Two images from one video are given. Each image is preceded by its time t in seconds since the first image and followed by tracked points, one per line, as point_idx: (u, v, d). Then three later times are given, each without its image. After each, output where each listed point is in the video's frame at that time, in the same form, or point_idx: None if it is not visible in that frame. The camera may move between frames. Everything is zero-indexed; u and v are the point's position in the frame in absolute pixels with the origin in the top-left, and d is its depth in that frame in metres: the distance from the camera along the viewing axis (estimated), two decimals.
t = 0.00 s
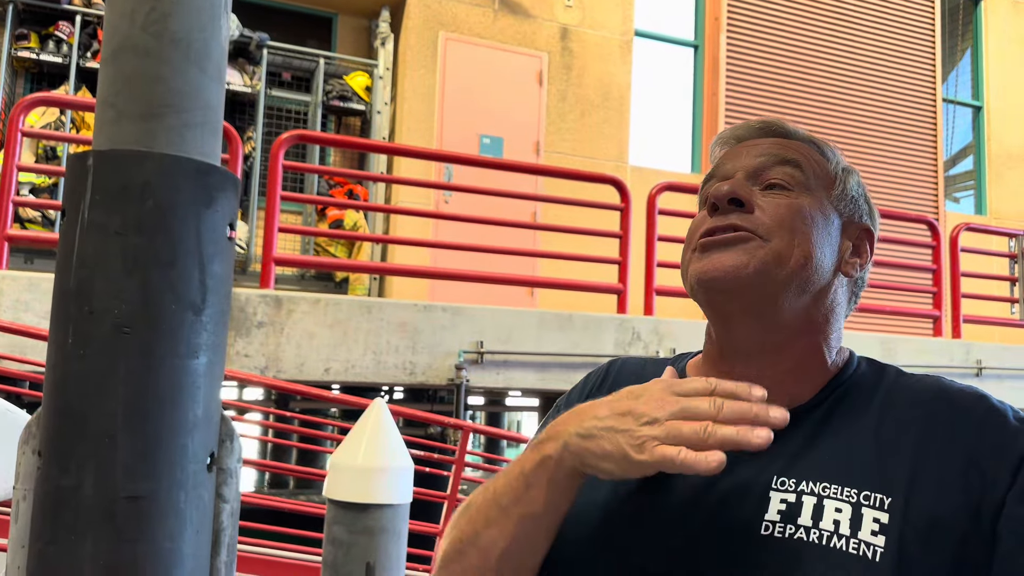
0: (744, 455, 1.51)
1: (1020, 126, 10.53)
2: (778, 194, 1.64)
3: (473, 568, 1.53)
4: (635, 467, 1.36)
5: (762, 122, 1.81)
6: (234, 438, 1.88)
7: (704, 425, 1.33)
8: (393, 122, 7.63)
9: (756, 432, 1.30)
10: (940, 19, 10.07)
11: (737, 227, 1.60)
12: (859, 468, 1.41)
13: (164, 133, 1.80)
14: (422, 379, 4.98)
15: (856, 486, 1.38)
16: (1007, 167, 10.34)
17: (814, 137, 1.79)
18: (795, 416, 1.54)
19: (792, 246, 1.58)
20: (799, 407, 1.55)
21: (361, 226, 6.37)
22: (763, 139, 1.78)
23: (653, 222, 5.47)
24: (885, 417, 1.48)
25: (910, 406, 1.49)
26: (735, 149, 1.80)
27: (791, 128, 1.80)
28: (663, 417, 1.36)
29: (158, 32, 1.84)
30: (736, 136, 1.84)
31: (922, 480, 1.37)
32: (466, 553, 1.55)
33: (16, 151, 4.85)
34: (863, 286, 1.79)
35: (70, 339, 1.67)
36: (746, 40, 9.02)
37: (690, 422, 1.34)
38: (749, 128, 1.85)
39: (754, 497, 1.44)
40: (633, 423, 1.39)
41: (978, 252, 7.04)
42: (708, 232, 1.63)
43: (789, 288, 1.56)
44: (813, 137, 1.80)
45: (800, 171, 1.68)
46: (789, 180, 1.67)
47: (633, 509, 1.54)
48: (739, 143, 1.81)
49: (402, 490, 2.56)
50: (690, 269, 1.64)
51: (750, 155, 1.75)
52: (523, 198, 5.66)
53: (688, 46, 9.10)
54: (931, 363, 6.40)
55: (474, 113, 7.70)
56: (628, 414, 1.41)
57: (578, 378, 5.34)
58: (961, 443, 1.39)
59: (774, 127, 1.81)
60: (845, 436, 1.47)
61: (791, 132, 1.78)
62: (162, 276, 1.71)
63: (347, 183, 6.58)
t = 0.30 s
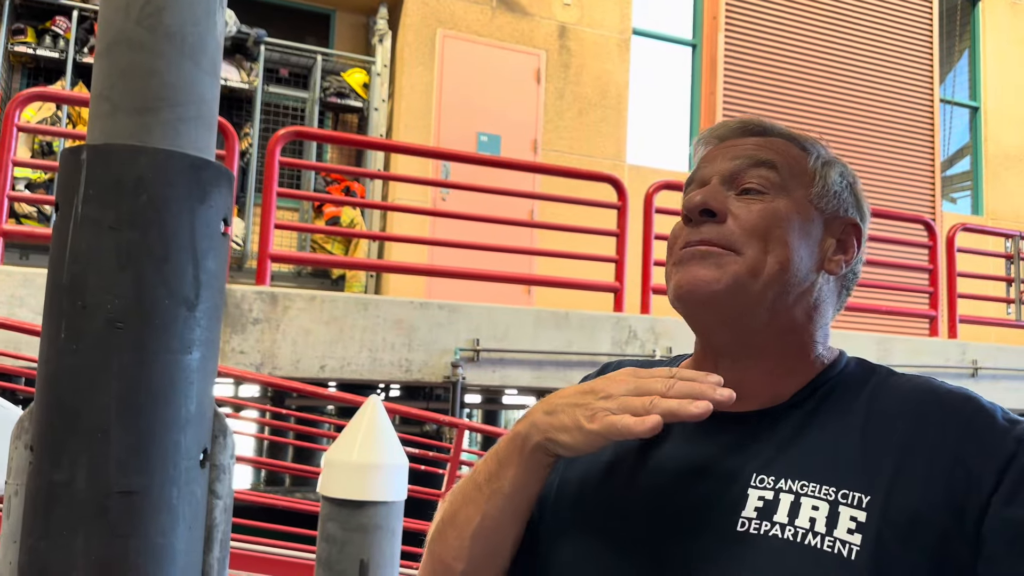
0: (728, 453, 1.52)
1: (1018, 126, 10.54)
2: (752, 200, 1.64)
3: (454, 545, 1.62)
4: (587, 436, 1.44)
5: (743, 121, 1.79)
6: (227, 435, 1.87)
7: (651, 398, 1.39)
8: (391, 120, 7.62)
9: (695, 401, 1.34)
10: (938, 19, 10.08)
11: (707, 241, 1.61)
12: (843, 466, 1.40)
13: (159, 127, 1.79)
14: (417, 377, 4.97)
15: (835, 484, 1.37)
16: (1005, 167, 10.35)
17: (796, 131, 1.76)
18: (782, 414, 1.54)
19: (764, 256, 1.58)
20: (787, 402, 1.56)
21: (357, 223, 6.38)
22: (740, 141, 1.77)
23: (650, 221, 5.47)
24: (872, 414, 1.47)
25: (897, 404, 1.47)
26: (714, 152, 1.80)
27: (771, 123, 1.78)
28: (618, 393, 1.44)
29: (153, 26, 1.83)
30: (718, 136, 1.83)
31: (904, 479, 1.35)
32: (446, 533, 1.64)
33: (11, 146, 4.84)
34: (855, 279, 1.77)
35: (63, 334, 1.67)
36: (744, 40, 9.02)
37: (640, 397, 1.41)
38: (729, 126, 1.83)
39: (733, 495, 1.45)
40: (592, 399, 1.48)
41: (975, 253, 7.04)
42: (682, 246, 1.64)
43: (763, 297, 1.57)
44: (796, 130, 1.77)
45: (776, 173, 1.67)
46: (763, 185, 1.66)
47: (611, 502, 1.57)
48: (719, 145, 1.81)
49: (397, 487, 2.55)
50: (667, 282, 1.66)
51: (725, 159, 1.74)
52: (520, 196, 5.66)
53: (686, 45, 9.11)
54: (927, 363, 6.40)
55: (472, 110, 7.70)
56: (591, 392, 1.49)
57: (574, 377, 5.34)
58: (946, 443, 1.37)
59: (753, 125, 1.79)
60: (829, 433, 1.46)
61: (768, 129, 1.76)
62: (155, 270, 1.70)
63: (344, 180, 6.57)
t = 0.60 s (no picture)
0: (720, 451, 1.52)
1: (1016, 128, 10.57)
2: (731, 208, 1.64)
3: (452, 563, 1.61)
4: (582, 463, 1.42)
5: (723, 120, 1.79)
6: (224, 432, 1.87)
7: (647, 428, 1.37)
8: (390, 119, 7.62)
9: (693, 437, 1.32)
10: (937, 21, 10.10)
11: (686, 253, 1.61)
12: (833, 461, 1.41)
13: (156, 124, 1.79)
14: (415, 376, 4.97)
15: (823, 480, 1.38)
16: (1003, 169, 10.37)
17: (778, 128, 1.76)
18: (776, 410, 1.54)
19: (741, 266, 1.58)
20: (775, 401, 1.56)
21: (356, 222, 6.39)
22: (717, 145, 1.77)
23: (649, 221, 5.46)
24: (862, 409, 1.48)
25: (886, 400, 1.48)
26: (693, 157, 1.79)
27: (749, 123, 1.77)
28: (615, 419, 1.42)
29: (150, 23, 1.82)
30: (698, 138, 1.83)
31: (893, 474, 1.36)
32: (445, 548, 1.63)
33: (9, 143, 4.83)
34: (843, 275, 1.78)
35: (60, 330, 1.67)
36: (744, 40, 9.02)
37: (638, 426, 1.39)
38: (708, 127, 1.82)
39: (721, 492, 1.45)
40: (589, 423, 1.46)
41: (973, 254, 7.04)
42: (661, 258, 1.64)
43: (742, 306, 1.57)
44: (776, 126, 1.76)
45: (755, 176, 1.67)
46: (742, 189, 1.66)
47: (606, 504, 1.57)
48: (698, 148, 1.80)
49: (394, 485, 2.55)
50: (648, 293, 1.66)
51: (703, 164, 1.74)
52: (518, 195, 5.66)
53: (686, 46, 9.14)
54: (925, 364, 6.41)
55: (470, 110, 7.70)
56: (588, 415, 1.47)
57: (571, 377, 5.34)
58: (934, 436, 1.39)
59: (730, 126, 1.78)
60: (820, 431, 1.47)
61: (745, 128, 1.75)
62: (152, 266, 1.70)
63: (342, 179, 6.57)
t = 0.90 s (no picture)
0: (726, 447, 1.50)
1: (1017, 128, 10.56)
2: (752, 210, 1.61)
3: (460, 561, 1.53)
4: (613, 444, 1.36)
5: (732, 115, 1.75)
6: (224, 430, 1.87)
7: (683, 405, 1.32)
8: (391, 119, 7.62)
9: (733, 411, 1.26)
10: (940, 22, 10.09)
11: (711, 257, 1.57)
12: (845, 451, 1.40)
13: (155, 120, 1.79)
14: (414, 376, 4.96)
15: (838, 469, 1.38)
16: (1004, 170, 10.36)
17: (787, 126, 1.74)
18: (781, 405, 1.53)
19: (767, 271, 1.56)
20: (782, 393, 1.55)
21: (356, 221, 6.38)
22: (729, 142, 1.72)
23: (649, 221, 5.45)
24: (867, 402, 1.48)
25: (890, 390, 1.49)
26: (702, 153, 1.75)
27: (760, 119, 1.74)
28: (645, 399, 1.37)
29: (150, 19, 1.82)
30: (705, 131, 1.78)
31: (904, 464, 1.37)
32: (450, 545, 1.55)
33: (9, 140, 4.82)
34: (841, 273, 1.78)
35: (57, 327, 1.66)
36: (745, 40, 9.02)
37: (670, 404, 1.33)
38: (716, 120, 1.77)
39: (733, 486, 1.43)
40: (617, 405, 1.40)
41: (973, 255, 7.03)
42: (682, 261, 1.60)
43: (764, 311, 1.55)
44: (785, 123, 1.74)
45: (774, 178, 1.65)
46: (763, 191, 1.63)
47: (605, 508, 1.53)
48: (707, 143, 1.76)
49: (394, 485, 2.54)
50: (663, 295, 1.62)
51: (718, 163, 1.70)
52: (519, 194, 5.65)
53: (687, 46, 9.13)
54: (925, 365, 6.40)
55: (471, 109, 7.69)
56: (614, 396, 1.41)
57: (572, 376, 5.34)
58: (939, 425, 1.40)
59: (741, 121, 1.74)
60: (829, 424, 1.46)
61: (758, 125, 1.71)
62: (150, 264, 1.69)
63: (343, 178, 6.57)
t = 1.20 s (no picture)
0: (731, 452, 1.48)
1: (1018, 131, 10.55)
2: (788, 208, 1.61)
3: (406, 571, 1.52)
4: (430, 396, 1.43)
5: (763, 112, 1.75)
6: (221, 431, 1.88)
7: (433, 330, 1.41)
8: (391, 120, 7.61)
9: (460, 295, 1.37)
10: (940, 23, 10.08)
11: (749, 251, 1.56)
12: (855, 458, 1.39)
13: (154, 119, 1.79)
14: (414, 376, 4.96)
15: (849, 477, 1.36)
16: (1005, 172, 10.35)
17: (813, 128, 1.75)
18: (790, 410, 1.50)
19: (804, 269, 1.55)
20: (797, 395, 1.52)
21: (356, 222, 6.38)
22: (762, 137, 1.73)
23: (650, 222, 5.44)
24: (878, 410, 1.46)
25: (900, 397, 1.47)
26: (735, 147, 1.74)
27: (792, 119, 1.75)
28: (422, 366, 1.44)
29: (149, 18, 1.81)
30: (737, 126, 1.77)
31: (915, 472, 1.35)
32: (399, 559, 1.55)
33: (8, 140, 4.81)
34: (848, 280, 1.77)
35: (54, 328, 1.65)
36: (746, 41, 9.02)
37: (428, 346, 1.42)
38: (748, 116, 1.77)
39: (741, 492, 1.42)
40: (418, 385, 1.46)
41: (974, 257, 7.02)
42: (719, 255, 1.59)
43: (799, 310, 1.54)
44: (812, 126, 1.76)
45: (808, 177, 1.65)
46: (798, 188, 1.63)
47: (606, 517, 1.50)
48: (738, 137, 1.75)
49: (393, 485, 2.53)
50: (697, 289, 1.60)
51: (753, 158, 1.70)
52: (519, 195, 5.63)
53: (688, 47, 9.14)
54: (926, 367, 6.38)
55: (471, 110, 7.69)
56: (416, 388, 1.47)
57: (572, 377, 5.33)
58: (949, 432, 1.38)
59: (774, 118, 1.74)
60: (836, 433, 1.44)
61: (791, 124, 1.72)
62: (148, 264, 1.68)
63: (343, 179, 6.57)
